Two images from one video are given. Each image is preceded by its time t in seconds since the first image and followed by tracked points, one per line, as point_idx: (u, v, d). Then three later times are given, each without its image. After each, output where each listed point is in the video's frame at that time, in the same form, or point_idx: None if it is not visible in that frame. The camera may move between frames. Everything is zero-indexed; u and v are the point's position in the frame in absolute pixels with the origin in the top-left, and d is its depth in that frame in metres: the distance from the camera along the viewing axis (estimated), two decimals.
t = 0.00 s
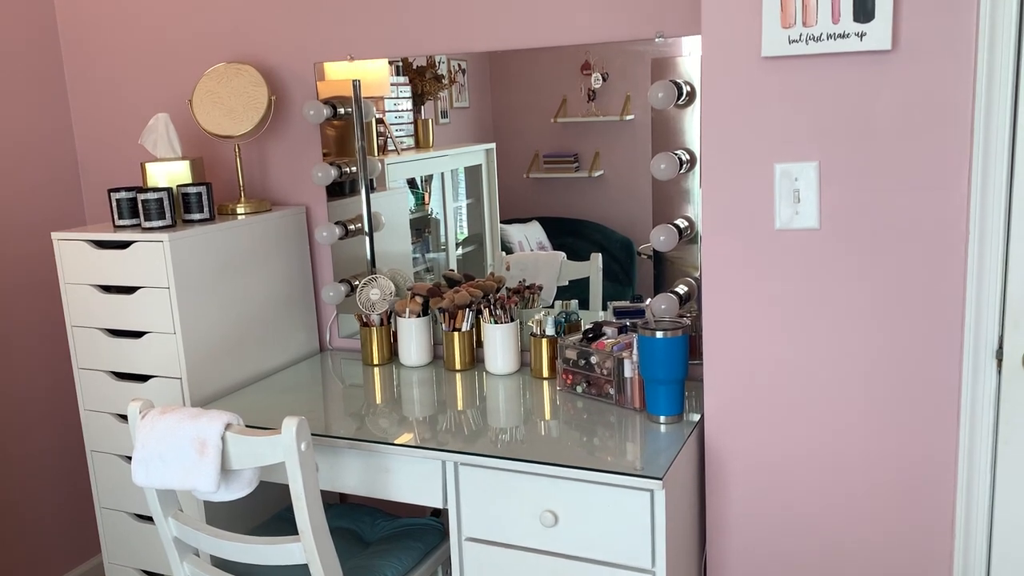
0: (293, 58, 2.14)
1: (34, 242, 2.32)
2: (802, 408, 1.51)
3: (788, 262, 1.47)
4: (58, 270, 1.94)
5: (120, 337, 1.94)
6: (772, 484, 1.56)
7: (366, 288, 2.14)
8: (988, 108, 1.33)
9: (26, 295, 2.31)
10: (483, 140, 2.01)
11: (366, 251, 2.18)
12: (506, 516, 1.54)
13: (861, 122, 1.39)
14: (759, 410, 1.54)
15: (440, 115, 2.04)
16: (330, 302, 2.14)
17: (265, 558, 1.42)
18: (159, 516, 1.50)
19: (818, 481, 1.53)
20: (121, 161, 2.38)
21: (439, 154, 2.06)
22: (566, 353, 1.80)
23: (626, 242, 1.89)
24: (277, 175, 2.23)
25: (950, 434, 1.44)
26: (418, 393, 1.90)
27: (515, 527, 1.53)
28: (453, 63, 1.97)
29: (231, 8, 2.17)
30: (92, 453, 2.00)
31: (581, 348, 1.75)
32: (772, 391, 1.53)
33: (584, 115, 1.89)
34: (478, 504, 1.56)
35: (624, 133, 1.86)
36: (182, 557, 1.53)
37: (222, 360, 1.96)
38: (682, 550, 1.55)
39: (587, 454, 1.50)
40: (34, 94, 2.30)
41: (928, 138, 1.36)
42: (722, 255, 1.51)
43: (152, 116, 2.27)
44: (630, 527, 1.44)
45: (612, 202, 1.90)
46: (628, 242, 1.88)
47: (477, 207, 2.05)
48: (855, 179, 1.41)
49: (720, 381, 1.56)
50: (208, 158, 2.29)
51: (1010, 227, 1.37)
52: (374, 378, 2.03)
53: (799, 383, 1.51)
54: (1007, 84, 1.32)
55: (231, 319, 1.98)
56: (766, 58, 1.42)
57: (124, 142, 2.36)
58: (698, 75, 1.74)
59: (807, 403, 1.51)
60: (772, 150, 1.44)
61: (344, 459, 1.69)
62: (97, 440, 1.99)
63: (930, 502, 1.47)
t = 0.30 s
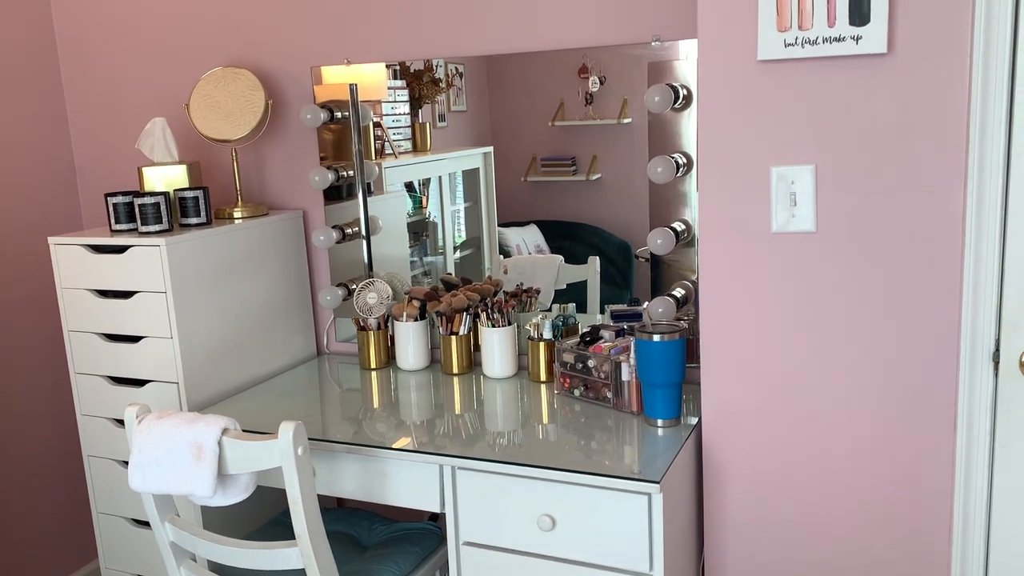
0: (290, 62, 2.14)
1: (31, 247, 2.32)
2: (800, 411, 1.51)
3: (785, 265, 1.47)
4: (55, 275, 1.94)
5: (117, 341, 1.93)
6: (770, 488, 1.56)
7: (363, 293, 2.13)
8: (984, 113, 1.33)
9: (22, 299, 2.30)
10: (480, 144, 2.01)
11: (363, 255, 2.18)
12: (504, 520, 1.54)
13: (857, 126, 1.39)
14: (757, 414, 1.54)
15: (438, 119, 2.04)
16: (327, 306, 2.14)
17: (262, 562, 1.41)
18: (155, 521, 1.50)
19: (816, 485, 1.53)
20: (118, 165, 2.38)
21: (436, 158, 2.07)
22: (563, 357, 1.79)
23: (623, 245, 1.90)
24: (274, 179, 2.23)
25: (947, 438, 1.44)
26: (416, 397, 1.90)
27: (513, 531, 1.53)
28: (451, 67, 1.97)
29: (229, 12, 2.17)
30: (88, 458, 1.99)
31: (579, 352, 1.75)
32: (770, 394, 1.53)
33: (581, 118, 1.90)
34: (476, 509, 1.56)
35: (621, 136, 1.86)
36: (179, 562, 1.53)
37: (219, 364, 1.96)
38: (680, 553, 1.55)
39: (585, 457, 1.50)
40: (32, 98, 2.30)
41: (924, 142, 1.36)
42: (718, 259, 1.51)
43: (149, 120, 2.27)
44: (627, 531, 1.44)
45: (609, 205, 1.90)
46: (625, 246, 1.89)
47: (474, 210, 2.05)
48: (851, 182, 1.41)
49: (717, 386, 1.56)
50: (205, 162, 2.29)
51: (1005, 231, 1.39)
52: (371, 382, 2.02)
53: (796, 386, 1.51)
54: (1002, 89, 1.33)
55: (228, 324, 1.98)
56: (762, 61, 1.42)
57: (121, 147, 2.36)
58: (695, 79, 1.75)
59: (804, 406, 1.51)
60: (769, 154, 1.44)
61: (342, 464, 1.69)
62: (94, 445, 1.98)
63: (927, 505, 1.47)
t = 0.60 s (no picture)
0: (279, 63, 2.13)
1: (17, 249, 2.30)
2: (789, 411, 1.52)
3: (773, 265, 1.48)
4: (41, 277, 1.93)
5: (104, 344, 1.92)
6: (759, 488, 1.56)
7: (352, 294, 2.12)
8: (970, 112, 1.34)
9: (8, 301, 2.28)
10: (470, 145, 2.01)
11: (352, 256, 2.18)
12: (494, 522, 1.53)
13: (844, 126, 1.39)
14: (746, 413, 1.55)
15: (427, 119, 2.04)
16: (316, 307, 2.13)
17: (250, 565, 1.41)
18: (143, 524, 1.49)
19: (805, 484, 1.53)
20: (105, 167, 2.37)
21: (426, 159, 2.06)
22: (553, 357, 1.79)
23: (614, 245, 1.89)
24: (262, 180, 2.23)
25: (935, 437, 1.45)
26: (405, 399, 1.89)
27: (503, 533, 1.53)
28: (440, 68, 1.97)
29: (217, 12, 2.16)
30: (75, 461, 1.98)
31: (568, 352, 1.76)
32: (759, 394, 1.53)
33: (572, 119, 1.90)
34: (466, 510, 1.56)
35: (611, 137, 1.86)
36: (167, 566, 1.52)
37: (208, 366, 1.95)
38: (670, 553, 1.55)
39: (575, 458, 1.50)
40: (18, 99, 2.28)
41: (911, 142, 1.36)
42: (707, 259, 1.51)
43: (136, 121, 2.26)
44: (617, 531, 1.44)
45: (599, 206, 1.90)
46: (615, 247, 1.89)
47: (464, 211, 2.05)
48: (838, 183, 1.41)
49: (707, 386, 1.56)
50: (193, 163, 2.28)
51: (991, 234, 1.38)
52: (360, 384, 2.02)
53: (785, 386, 1.51)
54: (987, 90, 1.33)
55: (216, 326, 1.97)
56: (750, 62, 1.42)
57: (107, 148, 2.35)
58: (684, 79, 1.75)
59: (793, 406, 1.51)
60: (757, 154, 1.45)
61: (331, 466, 1.68)
62: (81, 448, 1.97)
63: (915, 504, 1.48)
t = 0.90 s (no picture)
0: (261, 61, 2.11)
1: None
2: (774, 409, 1.52)
3: (758, 264, 1.48)
4: (19, 277, 1.90)
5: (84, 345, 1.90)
6: (745, 486, 1.56)
7: (335, 294, 2.13)
8: (954, 109, 1.33)
9: None
10: (454, 144, 2.00)
11: (335, 255, 2.16)
12: (479, 522, 1.53)
13: (829, 125, 1.40)
14: (731, 412, 1.55)
15: (411, 118, 2.02)
16: (299, 308, 2.11)
17: (233, 568, 1.39)
18: (124, 528, 1.47)
19: (790, 482, 1.53)
20: (84, 166, 2.34)
21: (409, 157, 2.05)
22: (539, 357, 1.78)
23: (597, 243, 1.89)
24: (245, 179, 2.21)
25: (919, 434, 1.45)
26: (390, 399, 1.88)
27: (488, 533, 1.52)
28: (423, 66, 1.96)
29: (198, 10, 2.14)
30: (55, 464, 1.96)
31: (555, 351, 1.74)
32: (744, 392, 1.53)
33: (555, 118, 1.89)
34: (451, 511, 1.55)
35: (595, 136, 1.85)
36: (148, 569, 1.50)
37: (189, 367, 1.93)
38: (656, 552, 1.55)
39: (560, 457, 1.50)
40: None
41: (895, 141, 1.37)
42: (692, 258, 1.51)
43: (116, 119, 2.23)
44: (603, 531, 1.43)
45: (584, 205, 1.90)
46: (600, 246, 1.88)
47: (448, 210, 2.04)
48: (823, 181, 1.41)
49: (692, 385, 1.56)
50: (174, 162, 2.26)
51: (974, 230, 1.37)
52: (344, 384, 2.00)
53: (770, 384, 1.51)
54: (970, 86, 1.32)
55: (198, 326, 1.95)
56: (735, 60, 1.42)
57: (87, 146, 2.32)
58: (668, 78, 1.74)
59: (778, 404, 1.51)
60: (742, 153, 1.45)
61: (315, 467, 1.67)
62: (61, 451, 1.95)
63: (899, 501, 1.48)
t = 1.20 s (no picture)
0: (250, 55, 2.09)
1: None
2: (766, 407, 1.52)
3: (750, 261, 1.47)
4: (5, 273, 1.88)
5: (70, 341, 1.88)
6: (736, 484, 1.56)
7: (325, 290, 2.10)
8: (946, 107, 1.33)
9: None
10: (443, 140, 1.99)
11: (324, 251, 2.14)
12: (470, 520, 1.52)
13: (821, 122, 1.39)
14: (723, 409, 1.54)
15: (400, 113, 2.01)
16: (288, 304, 2.10)
17: (222, 567, 1.38)
18: (111, 526, 1.45)
19: (781, 479, 1.53)
20: (71, 160, 2.32)
21: (399, 153, 2.04)
22: (530, 354, 1.78)
23: (587, 241, 1.89)
24: (233, 174, 2.19)
25: (910, 432, 1.45)
26: (380, 396, 1.87)
27: (479, 531, 1.51)
28: (413, 62, 1.95)
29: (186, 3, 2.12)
30: (41, 462, 1.94)
31: (545, 349, 1.74)
32: (736, 390, 1.53)
33: (545, 114, 1.88)
34: (442, 509, 1.54)
35: (586, 132, 1.85)
36: (136, 568, 1.49)
37: (177, 364, 1.92)
38: (647, 550, 1.55)
39: (551, 455, 1.49)
40: None
41: (887, 138, 1.37)
42: (684, 255, 1.51)
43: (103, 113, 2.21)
44: (594, 529, 1.43)
45: (575, 202, 1.89)
46: (591, 242, 1.88)
47: (438, 206, 2.02)
48: (815, 178, 1.41)
49: (684, 382, 1.56)
50: (161, 157, 2.23)
51: (966, 229, 1.37)
52: (334, 381, 1.99)
53: (761, 382, 1.51)
54: (963, 85, 1.33)
55: (185, 323, 1.93)
56: (728, 56, 1.42)
57: (73, 141, 2.30)
58: (660, 74, 1.74)
59: (770, 401, 1.51)
60: (734, 150, 1.44)
61: (304, 465, 1.65)
62: (47, 448, 1.92)
63: (889, 498, 1.48)
